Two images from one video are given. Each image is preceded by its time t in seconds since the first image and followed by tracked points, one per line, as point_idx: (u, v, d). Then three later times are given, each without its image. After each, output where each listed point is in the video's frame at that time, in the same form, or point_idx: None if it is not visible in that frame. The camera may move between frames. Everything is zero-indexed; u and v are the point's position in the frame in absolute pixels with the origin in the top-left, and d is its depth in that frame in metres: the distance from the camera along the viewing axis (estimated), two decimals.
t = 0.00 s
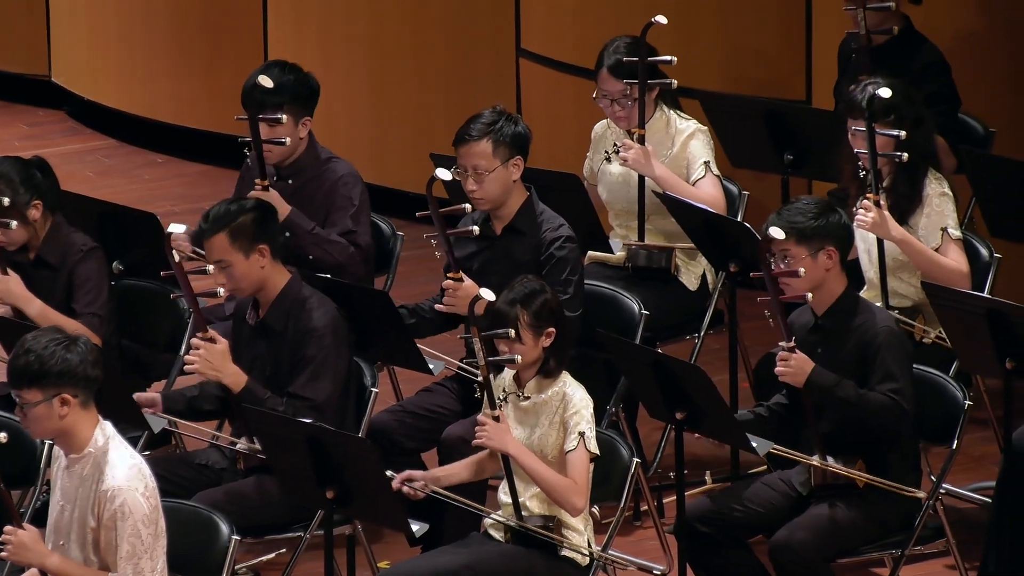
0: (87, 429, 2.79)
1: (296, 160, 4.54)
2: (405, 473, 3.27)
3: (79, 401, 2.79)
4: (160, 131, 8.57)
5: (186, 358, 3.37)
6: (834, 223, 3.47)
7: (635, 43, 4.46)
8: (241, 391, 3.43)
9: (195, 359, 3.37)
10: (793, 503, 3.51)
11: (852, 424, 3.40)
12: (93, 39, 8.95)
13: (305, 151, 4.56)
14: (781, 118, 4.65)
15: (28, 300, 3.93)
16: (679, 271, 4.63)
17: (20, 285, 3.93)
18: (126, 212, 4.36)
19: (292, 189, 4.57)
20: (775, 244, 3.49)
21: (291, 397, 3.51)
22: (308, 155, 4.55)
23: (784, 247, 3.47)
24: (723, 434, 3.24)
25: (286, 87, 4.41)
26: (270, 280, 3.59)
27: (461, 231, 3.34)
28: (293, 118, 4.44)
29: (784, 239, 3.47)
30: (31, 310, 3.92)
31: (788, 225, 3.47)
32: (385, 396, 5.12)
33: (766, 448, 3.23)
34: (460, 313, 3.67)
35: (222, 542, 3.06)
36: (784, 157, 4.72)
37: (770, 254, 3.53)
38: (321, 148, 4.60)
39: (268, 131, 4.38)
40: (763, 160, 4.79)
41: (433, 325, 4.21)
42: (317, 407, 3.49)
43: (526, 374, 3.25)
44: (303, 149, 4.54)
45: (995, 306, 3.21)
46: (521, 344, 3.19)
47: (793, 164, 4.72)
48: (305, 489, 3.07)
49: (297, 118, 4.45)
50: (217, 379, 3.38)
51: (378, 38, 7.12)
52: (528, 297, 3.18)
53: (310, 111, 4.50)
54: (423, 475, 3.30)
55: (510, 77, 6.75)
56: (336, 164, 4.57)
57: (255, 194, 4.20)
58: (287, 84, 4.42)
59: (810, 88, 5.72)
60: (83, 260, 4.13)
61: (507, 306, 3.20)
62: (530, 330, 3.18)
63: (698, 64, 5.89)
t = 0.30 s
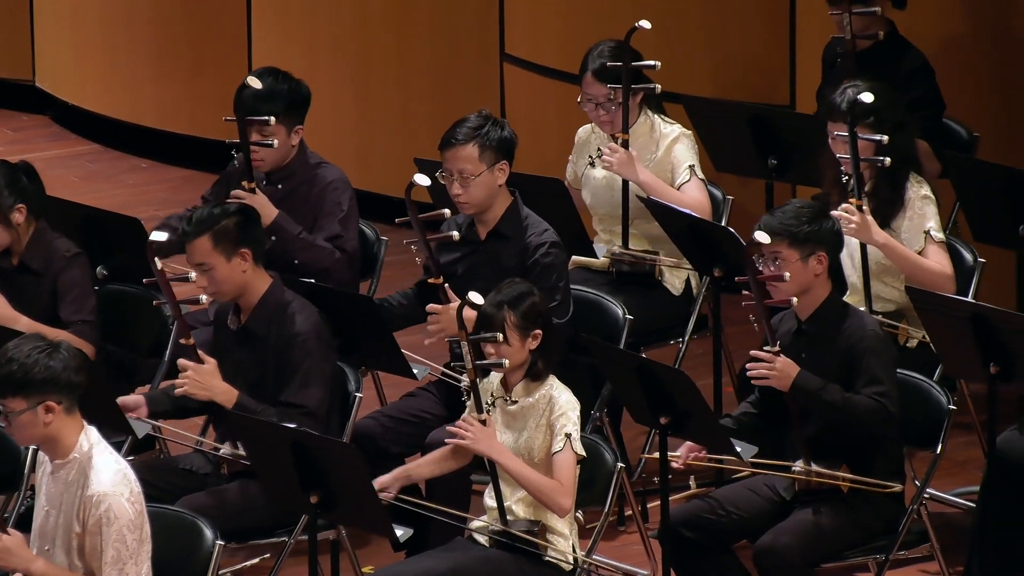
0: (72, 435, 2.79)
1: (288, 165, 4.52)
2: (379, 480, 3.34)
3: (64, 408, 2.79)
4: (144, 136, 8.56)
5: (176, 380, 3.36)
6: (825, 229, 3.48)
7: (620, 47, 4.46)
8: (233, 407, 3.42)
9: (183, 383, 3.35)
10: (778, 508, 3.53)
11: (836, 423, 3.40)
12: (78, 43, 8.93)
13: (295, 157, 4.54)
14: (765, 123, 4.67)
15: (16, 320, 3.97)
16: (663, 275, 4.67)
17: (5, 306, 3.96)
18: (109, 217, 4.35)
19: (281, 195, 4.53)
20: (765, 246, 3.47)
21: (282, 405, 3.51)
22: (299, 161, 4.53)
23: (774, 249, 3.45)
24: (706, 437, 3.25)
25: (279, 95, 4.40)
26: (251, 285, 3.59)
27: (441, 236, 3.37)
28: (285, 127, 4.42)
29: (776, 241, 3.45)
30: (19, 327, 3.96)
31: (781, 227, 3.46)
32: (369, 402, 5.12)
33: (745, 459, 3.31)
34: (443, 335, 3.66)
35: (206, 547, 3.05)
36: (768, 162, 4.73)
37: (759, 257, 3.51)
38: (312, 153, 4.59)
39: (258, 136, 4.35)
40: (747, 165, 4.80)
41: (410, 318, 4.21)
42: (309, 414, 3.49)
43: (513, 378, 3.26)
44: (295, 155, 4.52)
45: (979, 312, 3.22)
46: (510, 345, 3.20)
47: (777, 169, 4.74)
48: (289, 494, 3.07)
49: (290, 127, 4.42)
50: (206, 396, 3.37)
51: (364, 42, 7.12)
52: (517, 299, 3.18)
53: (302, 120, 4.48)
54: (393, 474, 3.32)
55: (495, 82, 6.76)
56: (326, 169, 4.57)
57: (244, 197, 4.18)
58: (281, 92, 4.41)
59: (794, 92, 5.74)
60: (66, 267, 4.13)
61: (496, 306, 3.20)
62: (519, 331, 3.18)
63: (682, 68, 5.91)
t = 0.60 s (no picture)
0: (52, 440, 2.78)
1: (271, 171, 4.52)
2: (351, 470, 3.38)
3: (45, 412, 2.78)
4: (126, 140, 8.55)
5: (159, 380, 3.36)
6: (805, 232, 3.48)
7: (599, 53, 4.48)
8: (216, 411, 3.41)
9: (166, 384, 3.36)
10: (760, 512, 3.56)
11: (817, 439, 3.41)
12: (60, 48, 8.92)
13: (279, 163, 4.54)
14: (747, 127, 4.68)
15: None
16: (644, 281, 4.63)
17: None
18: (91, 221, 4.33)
19: (264, 201, 4.53)
20: (746, 254, 3.47)
21: (264, 410, 3.51)
22: (282, 167, 4.52)
23: (755, 257, 3.46)
24: (688, 442, 3.25)
25: (266, 103, 4.40)
26: (233, 290, 3.58)
27: (422, 240, 3.38)
28: (271, 136, 4.45)
29: (755, 249, 3.45)
30: None
31: (760, 235, 3.46)
32: (351, 406, 5.12)
33: (728, 462, 3.33)
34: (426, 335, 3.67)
35: (188, 552, 3.04)
36: (750, 167, 4.75)
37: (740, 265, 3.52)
38: (296, 160, 4.58)
39: (243, 143, 4.36)
40: (728, 170, 4.81)
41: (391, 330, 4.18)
42: (290, 419, 3.49)
43: (497, 383, 3.26)
44: (279, 161, 4.52)
45: (960, 315, 3.23)
46: (489, 357, 3.14)
47: (759, 173, 4.75)
48: (270, 498, 3.07)
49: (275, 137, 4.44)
50: (188, 402, 3.37)
51: (346, 46, 7.13)
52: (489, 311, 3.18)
53: (289, 127, 4.50)
54: (381, 460, 3.40)
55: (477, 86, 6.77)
56: (310, 176, 4.55)
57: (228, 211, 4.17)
58: (268, 100, 4.41)
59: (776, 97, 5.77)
60: (48, 270, 4.13)
61: (469, 320, 3.21)
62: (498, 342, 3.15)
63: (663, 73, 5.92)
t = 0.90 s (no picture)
0: (34, 442, 2.77)
1: (248, 176, 4.50)
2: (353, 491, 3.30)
3: (28, 414, 2.77)
4: (110, 144, 8.54)
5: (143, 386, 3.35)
6: (780, 237, 3.48)
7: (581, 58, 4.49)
8: (201, 415, 3.41)
9: (151, 388, 3.33)
10: (744, 516, 3.56)
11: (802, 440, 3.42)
12: (43, 52, 8.90)
13: (257, 166, 4.51)
14: (731, 132, 4.69)
15: None
16: (630, 284, 4.64)
17: None
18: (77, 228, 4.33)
19: (246, 205, 4.53)
20: (725, 266, 3.48)
21: (250, 413, 3.51)
22: (260, 172, 4.51)
23: (734, 268, 3.46)
24: (672, 446, 3.26)
25: (240, 105, 4.40)
26: (212, 300, 3.57)
27: (405, 244, 3.37)
28: (246, 136, 4.41)
29: (733, 261, 3.46)
30: None
31: (736, 246, 3.46)
32: (336, 410, 5.13)
33: (713, 465, 3.32)
34: (410, 338, 3.65)
35: (172, 556, 3.04)
36: (734, 171, 4.76)
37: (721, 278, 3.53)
38: (274, 163, 4.55)
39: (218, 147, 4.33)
40: (712, 174, 4.82)
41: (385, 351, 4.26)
42: (276, 422, 3.49)
43: (476, 391, 3.26)
44: (256, 165, 4.50)
45: (945, 319, 3.25)
46: (465, 364, 3.17)
47: (744, 177, 4.76)
48: (255, 503, 3.07)
49: (250, 136, 4.42)
50: (174, 405, 3.37)
51: (331, 50, 7.13)
52: (461, 321, 3.18)
53: (263, 128, 4.48)
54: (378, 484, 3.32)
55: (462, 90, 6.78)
56: (291, 180, 4.53)
57: (211, 221, 4.26)
58: (240, 102, 4.41)
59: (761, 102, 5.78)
60: (36, 277, 4.13)
61: (444, 330, 3.21)
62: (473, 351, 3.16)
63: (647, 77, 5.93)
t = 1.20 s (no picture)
0: (19, 443, 2.76)
1: (233, 179, 4.50)
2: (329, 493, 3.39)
3: (10, 415, 2.75)
4: (94, 148, 8.52)
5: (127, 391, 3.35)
6: (765, 240, 3.49)
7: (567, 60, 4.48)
8: (185, 418, 3.41)
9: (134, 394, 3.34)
10: (728, 520, 3.56)
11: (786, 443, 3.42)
12: (27, 55, 8.88)
13: (241, 169, 4.52)
14: (716, 135, 4.71)
15: None
16: (614, 287, 4.67)
17: None
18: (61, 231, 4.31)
19: (229, 208, 4.52)
20: (711, 269, 3.48)
21: (235, 416, 3.50)
22: (244, 174, 4.50)
23: (720, 272, 3.47)
24: (657, 449, 3.27)
25: (221, 109, 4.41)
26: (199, 298, 3.57)
27: (391, 247, 3.36)
28: (230, 139, 4.43)
29: (720, 263, 3.47)
30: None
31: (722, 248, 3.48)
32: (321, 414, 5.12)
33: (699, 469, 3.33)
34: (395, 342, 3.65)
35: (156, 560, 3.03)
36: (719, 174, 4.77)
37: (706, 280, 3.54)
38: (259, 166, 4.55)
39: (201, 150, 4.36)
40: (697, 177, 4.83)
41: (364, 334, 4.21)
42: (261, 425, 3.48)
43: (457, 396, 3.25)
44: (240, 168, 4.50)
45: (929, 323, 3.26)
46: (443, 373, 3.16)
47: (728, 180, 4.77)
48: (239, 505, 3.06)
49: (234, 138, 4.44)
50: (158, 408, 3.36)
51: (316, 53, 7.13)
52: (437, 333, 3.16)
53: (246, 131, 4.49)
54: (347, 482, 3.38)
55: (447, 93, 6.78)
56: (274, 182, 4.53)
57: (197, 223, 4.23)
58: (223, 105, 4.42)
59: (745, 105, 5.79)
60: (20, 279, 4.14)
61: (421, 340, 3.19)
62: (451, 360, 3.14)
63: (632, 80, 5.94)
